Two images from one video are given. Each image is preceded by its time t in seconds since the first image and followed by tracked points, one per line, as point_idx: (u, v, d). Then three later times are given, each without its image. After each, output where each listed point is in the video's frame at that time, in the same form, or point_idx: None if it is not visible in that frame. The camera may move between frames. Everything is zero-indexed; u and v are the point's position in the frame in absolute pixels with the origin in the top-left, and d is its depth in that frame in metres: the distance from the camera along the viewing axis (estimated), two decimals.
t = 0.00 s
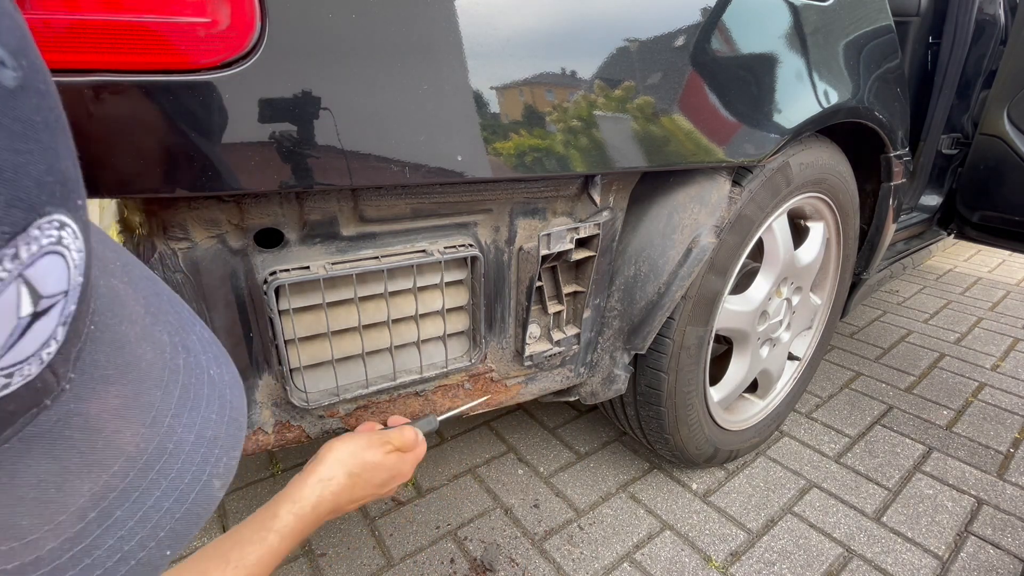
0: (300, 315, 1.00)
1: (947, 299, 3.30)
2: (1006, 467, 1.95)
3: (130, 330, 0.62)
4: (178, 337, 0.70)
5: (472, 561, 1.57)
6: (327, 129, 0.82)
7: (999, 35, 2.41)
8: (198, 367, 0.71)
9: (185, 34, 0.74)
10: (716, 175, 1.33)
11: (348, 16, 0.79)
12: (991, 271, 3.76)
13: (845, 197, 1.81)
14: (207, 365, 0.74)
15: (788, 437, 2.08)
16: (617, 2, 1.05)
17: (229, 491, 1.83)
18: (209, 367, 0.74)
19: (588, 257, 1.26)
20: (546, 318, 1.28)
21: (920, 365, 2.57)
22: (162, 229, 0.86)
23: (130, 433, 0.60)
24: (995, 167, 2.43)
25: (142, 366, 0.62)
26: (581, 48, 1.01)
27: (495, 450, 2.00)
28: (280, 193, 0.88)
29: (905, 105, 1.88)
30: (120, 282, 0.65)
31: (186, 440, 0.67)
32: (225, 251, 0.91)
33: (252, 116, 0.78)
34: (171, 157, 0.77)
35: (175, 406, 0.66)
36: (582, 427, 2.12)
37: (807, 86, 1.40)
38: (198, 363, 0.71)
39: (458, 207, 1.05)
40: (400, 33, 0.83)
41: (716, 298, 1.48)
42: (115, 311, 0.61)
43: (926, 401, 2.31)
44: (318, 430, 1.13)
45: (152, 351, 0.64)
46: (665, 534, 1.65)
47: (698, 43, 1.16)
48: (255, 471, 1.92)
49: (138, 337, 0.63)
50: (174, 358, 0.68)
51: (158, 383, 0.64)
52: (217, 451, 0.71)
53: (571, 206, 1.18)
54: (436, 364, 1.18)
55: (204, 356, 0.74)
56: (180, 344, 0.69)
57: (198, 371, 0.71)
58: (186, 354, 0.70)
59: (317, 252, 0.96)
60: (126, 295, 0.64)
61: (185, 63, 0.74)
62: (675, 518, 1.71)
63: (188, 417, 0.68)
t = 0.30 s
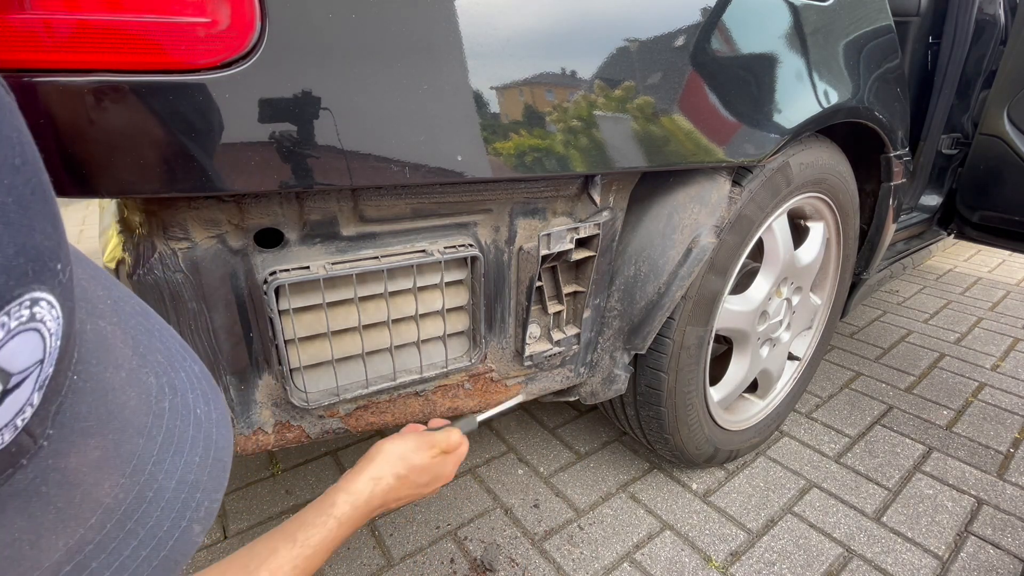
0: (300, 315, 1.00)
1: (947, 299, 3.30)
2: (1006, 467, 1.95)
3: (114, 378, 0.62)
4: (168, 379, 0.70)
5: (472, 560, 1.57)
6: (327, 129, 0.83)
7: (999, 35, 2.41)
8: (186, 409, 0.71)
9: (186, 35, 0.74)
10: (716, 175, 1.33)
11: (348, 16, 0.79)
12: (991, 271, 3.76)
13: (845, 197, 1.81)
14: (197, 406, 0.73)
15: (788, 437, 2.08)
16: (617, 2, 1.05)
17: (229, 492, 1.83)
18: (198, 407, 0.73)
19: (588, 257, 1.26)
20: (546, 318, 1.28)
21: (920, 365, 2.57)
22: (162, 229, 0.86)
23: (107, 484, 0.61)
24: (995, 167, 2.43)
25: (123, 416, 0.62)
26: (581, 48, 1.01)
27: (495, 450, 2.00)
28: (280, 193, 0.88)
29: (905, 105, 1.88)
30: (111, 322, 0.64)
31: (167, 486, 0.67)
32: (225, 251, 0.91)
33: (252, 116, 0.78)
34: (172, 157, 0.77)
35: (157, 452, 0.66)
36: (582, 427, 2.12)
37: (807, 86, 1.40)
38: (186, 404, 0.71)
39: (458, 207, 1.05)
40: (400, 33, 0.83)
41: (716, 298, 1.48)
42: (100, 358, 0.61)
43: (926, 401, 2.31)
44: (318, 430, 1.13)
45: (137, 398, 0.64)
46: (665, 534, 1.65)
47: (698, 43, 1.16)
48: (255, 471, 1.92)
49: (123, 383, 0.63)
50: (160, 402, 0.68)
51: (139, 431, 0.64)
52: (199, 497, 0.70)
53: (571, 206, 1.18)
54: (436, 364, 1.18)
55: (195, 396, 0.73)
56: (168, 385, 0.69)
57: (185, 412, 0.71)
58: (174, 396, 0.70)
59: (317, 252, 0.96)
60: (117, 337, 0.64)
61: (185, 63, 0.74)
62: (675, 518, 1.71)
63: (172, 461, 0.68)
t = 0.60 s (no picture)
0: (299, 314, 1.00)
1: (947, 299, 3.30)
2: (1006, 467, 1.95)
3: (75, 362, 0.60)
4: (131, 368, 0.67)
5: (472, 560, 1.57)
6: (327, 129, 0.83)
7: (999, 35, 2.41)
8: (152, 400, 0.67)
9: (185, 35, 0.74)
10: (715, 175, 1.33)
11: (348, 16, 0.79)
12: (991, 271, 3.76)
13: (845, 197, 1.81)
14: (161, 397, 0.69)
15: (788, 437, 2.08)
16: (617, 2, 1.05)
17: (229, 492, 1.83)
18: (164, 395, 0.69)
19: (588, 257, 1.26)
20: (546, 318, 1.28)
21: (920, 365, 2.57)
22: (162, 229, 0.86)
23: (62, 467, 0.56)
24: (995, 167, 2.43)
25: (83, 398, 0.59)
26: (581, 48, 1.01)
27: (495, 450, 2.00)
28: (280, 193, 0.88)
29: (905, 105, 1.88)
30: (76, 310, 0.63)
31: (126, 475, 0.61)
32: (225, 251, 0.91)
33: (252, 116, 0.78)
34: (172, 157, 0.77)
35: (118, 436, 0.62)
36: (582, 427, 2.12)
37: (807, 86, 1.40)
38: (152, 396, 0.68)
39: (458, 207, 1.05)
40: (400, 33, 0.83)
41: (716, 298, 1.48)
42: (62, 341, 0.59)
43: (926, 400, 2.31)
44: (318, 430, 1.13)
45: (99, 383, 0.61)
46: (665, 534, 1.65)
47: (698, 43, 1.16)
48: (255, 471, 1.92)
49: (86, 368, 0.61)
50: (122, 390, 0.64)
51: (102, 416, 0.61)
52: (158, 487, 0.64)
53: (571, 206, 1.18)
54: (436, 364, 1.18)
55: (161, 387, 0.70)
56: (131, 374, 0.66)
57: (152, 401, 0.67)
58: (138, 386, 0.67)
59: (317, 253, 0.96)
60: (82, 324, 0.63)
61: (184, 63, 0.74)
62: (675, 518, 1.71)
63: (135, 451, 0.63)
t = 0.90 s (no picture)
0: (300, 314, 1.00)
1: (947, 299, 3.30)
2: (1006, 467, 1.95)
3: None
4: None
5: (473, 560, 1.57)
6: (327, 129, 0.83)
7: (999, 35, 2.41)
8: None
9: (185, 34, 0.74)
10: (716, 175, 1.33)
11: (348, 16, 0.79)
12: (991, 271, 3.76)
13: (845, 197, 1.81)
14: None
15: (788, 437, 2.08)
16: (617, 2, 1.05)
17: (229, 491, 1.83)
18: None
19: (588, 257, 1.26)
20: (546, 317, 1.28)
21: (921, 365, 2.57)
22: (162, 229, 0.86)
23: None
24: (996, 167, 2.43)
25: None
26: (581, 47, 1.01)
27: (495, 450, 2.00)
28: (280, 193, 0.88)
29: (905, 105, 1.88)
30: None
31: None
32: (225, 251, 0.91)
33: (253, 116, 0.78)
34: (171, 157, 0.76)
35: None
36: (582, 427, 2.12)
37: (807, 86, 1.40)
38: None
39: (458, 207, 1.05)
40: (400, 33, 0.83)
41: (716, 298, 1.48)
42: None
43: (926, 401, 2.31)
44: (318, 430, 1.13)
45: None
46: (665, 534, 1.65)
47: (698, 43, 1.16)
48: (255, 471, 1.92)
49: None
50: None
51: None
52: None
53: (571, 206, 1.18)
54: (436, 364, 1.18)
55: None
56: None
57: None
58: None
59: (317, 253, 0.97)
60: None
61: (184, 63, 0.74)
62: (676, 518, 1.71)
63: None
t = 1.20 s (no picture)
0: (300, 314, 1.00)
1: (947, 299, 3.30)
2: (1006, 467, 1.95)
3: None
4: None
5: (473, 561, 1.57)
6: (327, 129, 0.83)
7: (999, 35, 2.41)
8: None
9: (185, 34, 0.74)
10: (716, 175, 1.33)
11: (348, 16, 0.79)
12: (991, 271, 3.76)
13: (845, 197, 1.81)
14: None
15: (788, 437, 2.08)
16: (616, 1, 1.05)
17: (229, 491, 1.83)
18: None
19: (588, 257, 1.26)
20: (546, 317, 1.28)
21: (921, 365, 2.57)
22: (162, 229, 0.86)
23: None
24: (996, 167, 2.43)
25: None
26: (581, 47, 1.01)
27: (495, 450, 2.00)
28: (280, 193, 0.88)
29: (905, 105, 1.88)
30: None
31: None
32: (225, 251, 0.91)
33: (253, 116, 0.78)
34: (171, 157, 0.76)
35: None
36: (582, 427, 2.12)
37: (807, 86, 1.40)
38: None
39: (458, 207, 1.05)
40: (400, 34, 0.83)
41: (716, 298, 1.48)
42: None
43: (926, 401, 2.31)
44: (318, 430, 1.13)
45: None
46: (665, 534, 1.65)
47: (698, 43, 1.16)
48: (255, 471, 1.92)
49: None
50: None
51: None
52: None
53: (571, 206, 1.18)
54: (436, 364, 1.18)
55: None
56: None
57: None
58: None
59: (317, 253, 0.97)
60: None
61: (184, 63, 0.74)
62: (676, 518, 1.71)
63: None
